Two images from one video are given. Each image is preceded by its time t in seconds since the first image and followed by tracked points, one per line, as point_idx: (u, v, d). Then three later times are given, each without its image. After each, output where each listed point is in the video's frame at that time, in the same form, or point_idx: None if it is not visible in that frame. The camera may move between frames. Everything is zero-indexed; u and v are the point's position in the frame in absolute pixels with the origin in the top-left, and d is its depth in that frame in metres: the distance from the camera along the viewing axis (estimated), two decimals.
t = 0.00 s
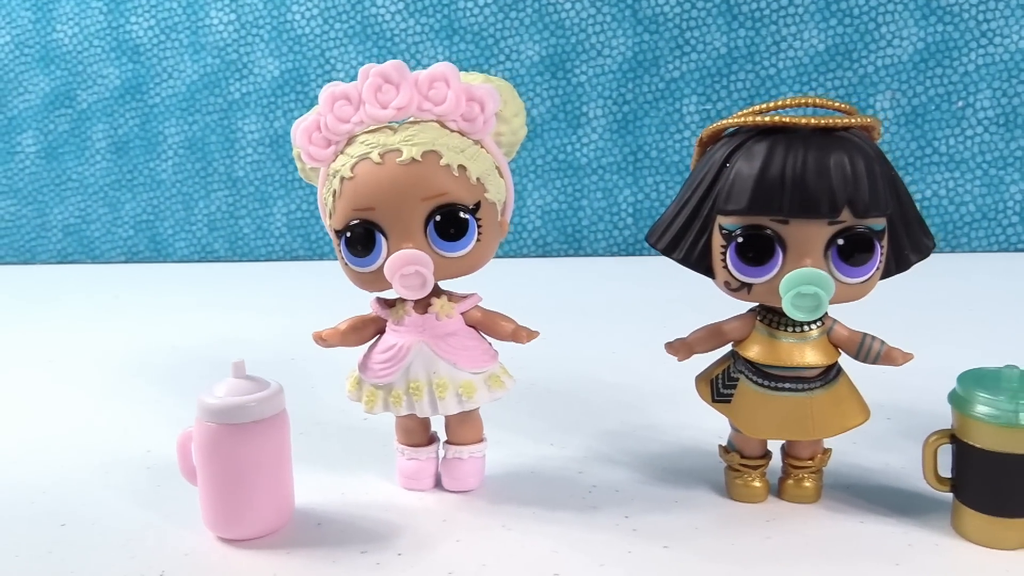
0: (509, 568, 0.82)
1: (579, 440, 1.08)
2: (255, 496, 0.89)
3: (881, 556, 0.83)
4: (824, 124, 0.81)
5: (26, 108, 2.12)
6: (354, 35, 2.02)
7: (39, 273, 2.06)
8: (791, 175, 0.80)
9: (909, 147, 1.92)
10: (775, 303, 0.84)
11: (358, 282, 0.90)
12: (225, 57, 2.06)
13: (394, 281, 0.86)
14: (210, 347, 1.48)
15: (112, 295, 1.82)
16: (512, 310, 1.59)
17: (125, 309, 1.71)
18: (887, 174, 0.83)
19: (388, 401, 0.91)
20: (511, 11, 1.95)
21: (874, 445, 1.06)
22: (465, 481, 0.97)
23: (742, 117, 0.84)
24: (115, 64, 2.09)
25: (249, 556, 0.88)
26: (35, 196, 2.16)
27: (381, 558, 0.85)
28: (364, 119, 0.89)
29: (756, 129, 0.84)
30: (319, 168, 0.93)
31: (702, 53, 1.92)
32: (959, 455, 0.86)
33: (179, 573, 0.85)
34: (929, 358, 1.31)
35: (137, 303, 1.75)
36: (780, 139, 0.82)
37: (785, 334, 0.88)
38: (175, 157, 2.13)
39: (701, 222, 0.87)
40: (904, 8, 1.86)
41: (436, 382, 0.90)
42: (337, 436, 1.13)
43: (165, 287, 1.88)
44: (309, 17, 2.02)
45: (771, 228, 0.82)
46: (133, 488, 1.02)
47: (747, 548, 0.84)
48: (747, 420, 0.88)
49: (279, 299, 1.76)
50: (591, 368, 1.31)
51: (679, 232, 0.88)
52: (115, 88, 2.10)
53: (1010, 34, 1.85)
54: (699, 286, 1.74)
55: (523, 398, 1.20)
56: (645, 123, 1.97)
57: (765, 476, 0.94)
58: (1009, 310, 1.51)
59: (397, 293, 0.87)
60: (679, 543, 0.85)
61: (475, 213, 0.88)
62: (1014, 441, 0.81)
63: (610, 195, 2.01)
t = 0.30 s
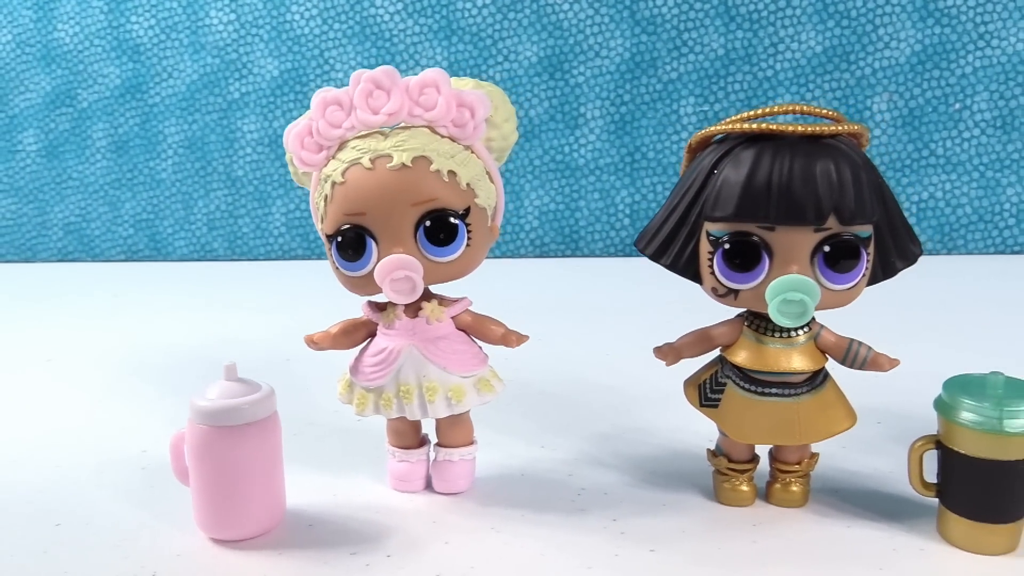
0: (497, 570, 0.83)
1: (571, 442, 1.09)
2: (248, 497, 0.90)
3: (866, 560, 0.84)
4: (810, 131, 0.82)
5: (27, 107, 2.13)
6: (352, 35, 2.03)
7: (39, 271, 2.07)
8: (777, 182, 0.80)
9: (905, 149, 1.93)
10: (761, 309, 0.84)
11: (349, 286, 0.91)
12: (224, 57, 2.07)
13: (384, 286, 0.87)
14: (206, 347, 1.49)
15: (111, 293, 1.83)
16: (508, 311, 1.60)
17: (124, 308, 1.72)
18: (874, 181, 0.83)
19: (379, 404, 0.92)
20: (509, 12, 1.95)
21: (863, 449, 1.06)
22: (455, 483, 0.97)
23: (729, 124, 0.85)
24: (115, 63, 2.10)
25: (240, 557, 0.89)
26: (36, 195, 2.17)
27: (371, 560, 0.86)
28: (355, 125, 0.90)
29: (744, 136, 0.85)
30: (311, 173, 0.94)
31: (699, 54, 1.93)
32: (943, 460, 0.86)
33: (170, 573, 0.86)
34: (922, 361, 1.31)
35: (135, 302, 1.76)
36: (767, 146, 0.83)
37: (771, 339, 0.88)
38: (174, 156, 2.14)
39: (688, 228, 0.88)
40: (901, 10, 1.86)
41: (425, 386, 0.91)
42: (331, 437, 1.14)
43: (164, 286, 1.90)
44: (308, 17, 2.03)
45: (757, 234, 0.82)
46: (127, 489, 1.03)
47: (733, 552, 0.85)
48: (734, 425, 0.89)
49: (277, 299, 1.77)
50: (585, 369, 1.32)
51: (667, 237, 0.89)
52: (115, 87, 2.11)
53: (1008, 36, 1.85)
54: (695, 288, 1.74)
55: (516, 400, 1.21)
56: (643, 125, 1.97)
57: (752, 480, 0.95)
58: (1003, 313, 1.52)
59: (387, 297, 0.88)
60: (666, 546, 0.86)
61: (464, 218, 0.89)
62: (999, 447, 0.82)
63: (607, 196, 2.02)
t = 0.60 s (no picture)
0: (472, 570, 0.83)
1: (553, 443, 1.09)
2: (227, 496, 0.91)
3: (840, 561, 0.84)
4: (784, 133, 0.82)
5: (25, 109, 2.14)
6: (347, 37, 2.04)
7: (36, 272, 2.08)
8: (751, 184, 0.81)
9: (897, 149, 1.94)
10: (736, 310, 0.85)
11: (328, 288, 0.92)
12: (220, 59, 2.08)
13: (361, 287, 0.87)
14: (197, 348, 1.50)
15: (106, 294, 1.84)
16: (498, 312, 1.60)
17: (118, 309, 1.73)
18: (848, 183, 0.83)
19: (358, 404, 0.92)
20: (502, 14, 1.96)
21: (844, 450, 1.06)
22: (434, 483, 0.98)
23: (704, 126, 0.85)
24: (112, 65, 2.11)
25: (218, 557, 0.89)
26: (34, 196, 2.19)
27: (347, 559, 0.86)
28: (334, 127, 0.90)
29: (719, 138, 0.85)
30: (291, 175, 0.95)
31: (692, 55, 1.93)
32: (918, 462, 0.86)
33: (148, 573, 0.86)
34: (908, 363, 1.32)
35: (130, 303, 1.77)
36: (742, 148, 0.83)
37: (747, 341, 0.88)
38: (170, 158, 2.15)
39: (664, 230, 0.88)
40: (894, 11, 1.87)
41: (403, 387, 0.91)
42: (315, 438, 1.15)
43: (159, 287, 1.91)
44: (303, 19, 2.04)
45: (731, 236, 0.83)
46: (110, 489, 1.03)
47: (708, 553, 0.85)
48: (710, 427, 0.89)
49: (270, 299, 1.78)
50: (570, 370, 1.32)
51: (642, 239, 0.89)
52: (112, 88, 2.12)
53: (1000, 36, 1.87)
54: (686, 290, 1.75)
55: (500, 401, 1.22)
56: (636, 126, 1.98)
57: (730, 481, 0.95)
58: (992, 315, 1.52)
59: (365, 299, 0.89)
60: (640, 547, 0.86)
61: (441, 220, 0.89)
62: (972, 448, 0.82)
63: (600, 197, 2.03)
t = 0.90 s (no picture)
0: (420, 572, 0.83)
1: (509, 444, 1.09)
2: (176, 499, 0.90)
3: (787, 559, 0.84)
4: (729, 134, 0.83)
5: None
6: (314, 38, 2.03)
7: None
8: (695, 183, 0.81)
9: (861, 151, 1.97)
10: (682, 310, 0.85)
11: (277, 289, 0.91)
12: (186, 60, 2.07)
13: (309, 289, 0.87)
14: (158, 351, 1.48)
15: (69, 298, 1.83)
16: (463, 314, 1.60)
17: (80, 313, 1.71)
18: (793, 184, 0.84)
19: (308, 406, 0.92)
20: (470, 15, 1.96)
21: (797, 449, 1.07)
22: (387, 485, 0.98)
23: (651, 127, 0.85)
24: (77, 67, 2.08)
25: (165, 561, 0.89)
26: None
27: (296, 562, 0.86)
28: (282, 128, 0.90)
29: (666, 138, 0.86)
30: (240, 175, 0.94)
31: (659, 57, 1.94)
32: (864, 460, 0.87)
33: None
34: (866, 364, 1.33)
35: (93, 307, 1.76)
36: (687, 148, 0.83)
37: (695, 340, 0.89)
38: (137, 160, 2.13)
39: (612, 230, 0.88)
40: (858, 14, 1.89)
41: (353, 388, 0.91)
42: (272, 441, 1.14)
43: (125, 291, 1.89)
44: (270, 20, 2.03)
45: (677, 236, 0.83)
46: (60, 493, 1.02)
47: (656, 553, 0.86)
48: (659, 426, 0.89)
49: (236, 302, 1.77)
50: (531, 371, 1.32)
51: (591, 239, 0.89)
52: (77, 90, 2.10)
53: (962, 39, 1.89)
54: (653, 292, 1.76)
55: (460, 402, 1.21)
56: (603, 127, 1.99)
57: (682, 480, 0.95)
58: (951, 317, 1.54)
59: (312, 300, 0.88)
60: (590, 547, 0.86)
61: (390, 221, 0.89)
62: (915, 446, 0.82)
63: (568, 199, 2.03)
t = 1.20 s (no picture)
0: (347, 573, 0.83)
1: (450, 444, 1.09)
2: (104, 501, 0.89)
3: (714, 558, 0.85)
4: (657, 136, 0.83)
5: None
6: (270, 34, 2.01)
7: None
8: (623, 185, 0.81)
9: (815, 151, 1.99)
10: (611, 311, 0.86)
11: (208, 289, 0.91)
12: (140, 54, 2.04)
13: (238, 289, 0.87)
14: (104, 350, 1.47)
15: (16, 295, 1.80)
16: (415, 312, 1.60)
17: (26, 310, 1.69)
18: (720, 186, 0.85)
19: (240, 407, 0.91)
20: (427, 12, 1.95)
21: (734, 448, 1.08)
22: (321, 485, 0.97)
23: (581, 129, 0.85)
24: (27, 60, 2.05)
25: (92, 563, 0.88)
26: None
27: (223, 564, 0.85)
28: (213, 127, 0.89)
29: (596, 140, 0.86)
30: (172, 174, 0.93)
31: (615, 57, 1.95)
32: (791, 460, 0.88)
33: None
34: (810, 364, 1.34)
35: (41, 304, 1.73)
36: (616, 150, 0.84)
37: (625, 341, 0.89)
38: (89, 155, 2.11)
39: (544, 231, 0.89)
40: (811, 15, 1.90)
41: (284, 389, 0.90)
42: (211, 441, 1.13)
43: (75, 288, 1.87)
44: (224, 15, 2.01)
45: (605, 238, 0.83)
46: None
47: (585, 552, 0.86)
48: (590, 426, 0.90)
49: (187, 300, 1.76)
50: (478, 371, 1.32)
51: (522, 240, 0.89)
52: (28, 83, 2.07)
53: (913, 42, 1.92)
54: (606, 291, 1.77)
55: (404, 402, 1.21)
56: (560, 126, 1.99)
57: (615, 480, 0.96)
58: (897, 317, 1.56)
59: (242, 301, 0.88)
60: (519, 547, 0.87)
61: (321, 221, 0.89)
62: (839, 446, 0.83)
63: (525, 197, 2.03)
